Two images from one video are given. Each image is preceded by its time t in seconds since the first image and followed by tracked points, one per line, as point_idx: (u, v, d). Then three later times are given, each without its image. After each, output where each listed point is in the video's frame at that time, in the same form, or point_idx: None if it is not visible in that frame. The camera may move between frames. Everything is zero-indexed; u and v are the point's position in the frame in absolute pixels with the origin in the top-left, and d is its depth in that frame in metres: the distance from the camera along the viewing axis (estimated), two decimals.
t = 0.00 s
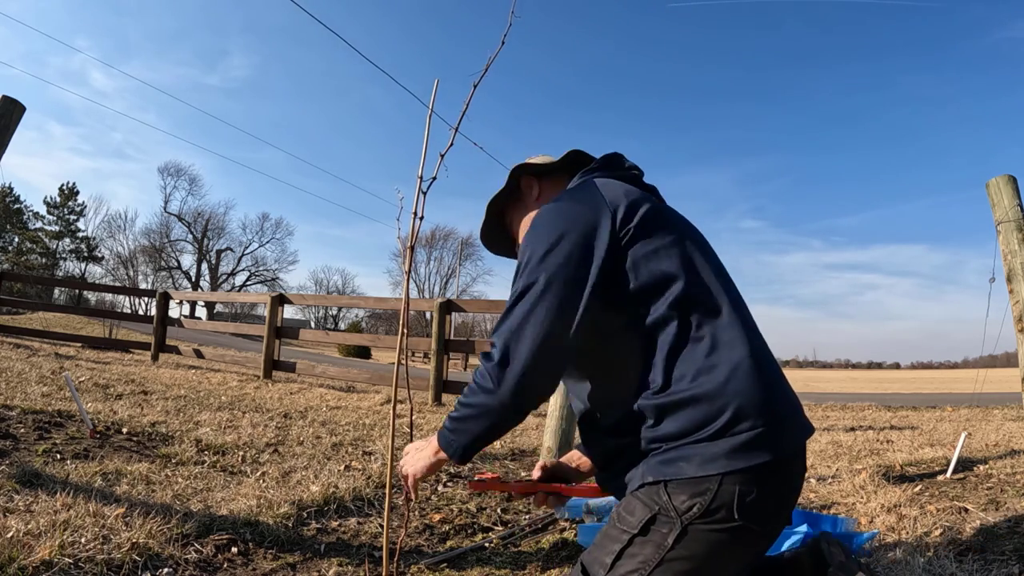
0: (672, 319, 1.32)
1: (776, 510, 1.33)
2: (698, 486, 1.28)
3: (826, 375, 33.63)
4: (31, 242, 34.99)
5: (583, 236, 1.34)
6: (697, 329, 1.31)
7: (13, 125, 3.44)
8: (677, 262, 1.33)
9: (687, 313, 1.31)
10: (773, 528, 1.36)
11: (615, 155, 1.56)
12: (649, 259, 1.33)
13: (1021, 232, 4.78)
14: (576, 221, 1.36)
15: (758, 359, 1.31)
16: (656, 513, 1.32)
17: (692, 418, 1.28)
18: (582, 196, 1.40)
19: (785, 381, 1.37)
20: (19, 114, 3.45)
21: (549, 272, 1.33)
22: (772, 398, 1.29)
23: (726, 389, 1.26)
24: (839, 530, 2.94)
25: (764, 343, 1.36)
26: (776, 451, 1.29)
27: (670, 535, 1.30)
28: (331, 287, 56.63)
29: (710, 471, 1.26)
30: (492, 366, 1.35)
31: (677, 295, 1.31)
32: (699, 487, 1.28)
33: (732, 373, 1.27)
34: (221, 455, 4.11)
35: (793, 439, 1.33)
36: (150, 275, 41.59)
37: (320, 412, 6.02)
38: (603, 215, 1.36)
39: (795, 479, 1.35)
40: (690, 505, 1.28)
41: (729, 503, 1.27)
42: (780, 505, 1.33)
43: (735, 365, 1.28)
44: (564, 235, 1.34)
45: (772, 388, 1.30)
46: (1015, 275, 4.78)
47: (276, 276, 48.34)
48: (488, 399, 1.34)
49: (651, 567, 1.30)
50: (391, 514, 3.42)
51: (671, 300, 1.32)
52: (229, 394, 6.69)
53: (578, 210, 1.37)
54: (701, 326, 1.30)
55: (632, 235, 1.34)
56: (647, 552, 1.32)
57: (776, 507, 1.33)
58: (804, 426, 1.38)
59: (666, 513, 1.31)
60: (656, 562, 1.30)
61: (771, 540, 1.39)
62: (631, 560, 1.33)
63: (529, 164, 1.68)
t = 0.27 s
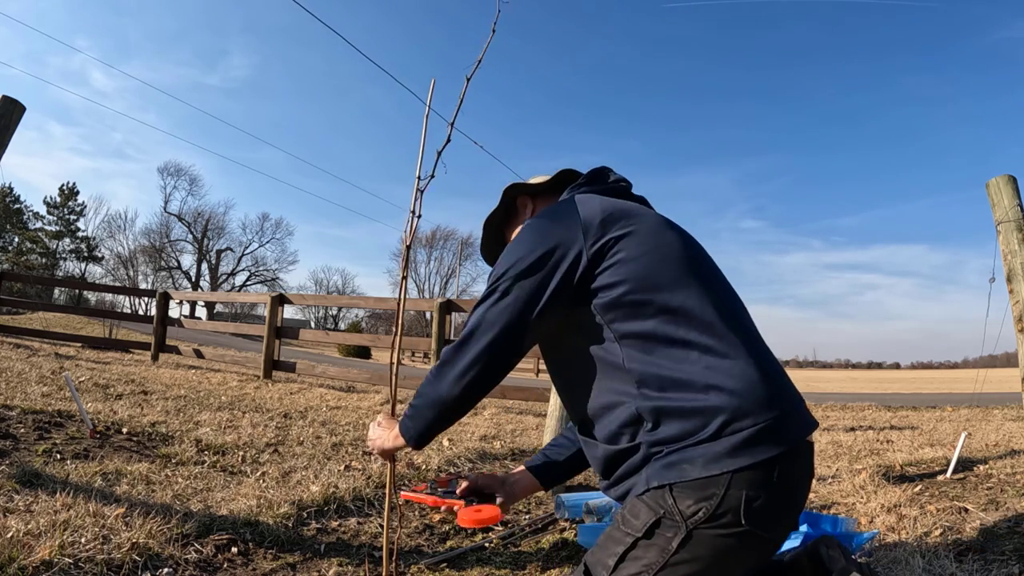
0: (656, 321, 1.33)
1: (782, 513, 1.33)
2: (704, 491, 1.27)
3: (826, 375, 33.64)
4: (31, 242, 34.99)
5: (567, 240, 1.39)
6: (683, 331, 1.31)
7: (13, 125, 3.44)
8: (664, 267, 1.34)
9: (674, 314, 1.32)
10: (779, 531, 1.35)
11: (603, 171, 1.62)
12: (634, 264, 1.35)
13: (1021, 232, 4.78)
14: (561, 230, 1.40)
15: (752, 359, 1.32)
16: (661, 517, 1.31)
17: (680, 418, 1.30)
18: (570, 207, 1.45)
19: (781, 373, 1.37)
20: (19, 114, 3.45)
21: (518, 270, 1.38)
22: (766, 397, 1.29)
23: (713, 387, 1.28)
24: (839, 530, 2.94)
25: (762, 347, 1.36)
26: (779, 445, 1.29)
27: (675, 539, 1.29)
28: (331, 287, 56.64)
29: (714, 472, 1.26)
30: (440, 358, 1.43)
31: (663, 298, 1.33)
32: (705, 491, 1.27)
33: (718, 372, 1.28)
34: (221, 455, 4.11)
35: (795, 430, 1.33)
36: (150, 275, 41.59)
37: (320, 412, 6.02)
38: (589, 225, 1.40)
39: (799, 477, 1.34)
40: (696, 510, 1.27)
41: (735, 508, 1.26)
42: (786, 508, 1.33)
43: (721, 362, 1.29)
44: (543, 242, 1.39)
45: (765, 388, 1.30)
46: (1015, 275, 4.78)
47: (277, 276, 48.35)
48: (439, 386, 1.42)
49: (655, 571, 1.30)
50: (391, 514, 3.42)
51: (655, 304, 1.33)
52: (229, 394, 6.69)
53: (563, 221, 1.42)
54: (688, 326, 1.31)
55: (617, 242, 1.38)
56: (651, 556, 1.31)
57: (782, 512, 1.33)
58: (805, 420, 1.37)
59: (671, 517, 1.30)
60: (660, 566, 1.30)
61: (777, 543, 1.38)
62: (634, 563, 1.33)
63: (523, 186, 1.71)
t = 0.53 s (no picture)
0: (642, 305, 1.34)
1: (768, 504, 1.33)
2: (688, 481, 1.27)
3: (826, 375, 33.66)
4: (31, 242, 34.99)
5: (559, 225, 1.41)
6: (668, 316, 1.32)
7: (13, 125, 3.44)
8: (652, 253, 1.35)
9: (660, 300, 1.33)
10: (766, 522, 1.35)
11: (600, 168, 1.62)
12: (622, 250, 1.36)
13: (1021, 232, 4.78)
14: (553, 215, 1.42)
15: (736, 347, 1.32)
16: (647, 511, 1.31)
17: (664, 403, 1.30)
18: (565, 194, 1.47)
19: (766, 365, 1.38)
20: (19, 114, 3.45)
21: (510, 251, 1.41)
22: (748, 384, 1.29)
23: (695, 372, 1.28)
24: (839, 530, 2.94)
25: (746, 337, 1.37)
26: (764, 431, 1.29)
27: (661, 532, 1.29)
28: (331, 287, 56.64)
29: (698, 460, 1.26)
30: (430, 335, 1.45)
31: (649, 284, 1.34)
32: (689, 482, 1.27)
33: (701, 358, 1.29)
34: (221, 455, 4.11)
35: (780, 422, 1.33)
36: (150, 275, 41.59)
37: (320, 412, 6.02)
38: (581, 211, 1.42)
39: (786, 467, 1.34)
40: (681, 501, 1.28)
41: (719, 498, 1.26)
42: (771, 498, 1.33)
43: (703, 349, 1.29)
44: (536, 224, 1.41)
45: (748, 376, 1.30)
46: (1015, 275, 4.78)
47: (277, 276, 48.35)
48: (425, 362, 1.44)
49: (643, 565, 1.29)
50: (391, 514, 3.42)
51: (641, 289, 1.34)
52: (229, 394, 6.69)
53: (556, 206, 1.44)
54: (673, 312, 1.32)
55: (606, 228, 1.39)
56: (638, 550, 1.31)
57: (768, 502, 1.32)
58: (790, 409, 1.37)
59: (657, 510, 1.30)
60: (648, 560, 1.29)
61: (766, 536, 1.37)
62: (623, 559, 1.32)
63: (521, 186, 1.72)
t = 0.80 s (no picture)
0: (633, 297, 1.35)
1: (760, 498, 1.32)
2: (678, 477, 1.27)
3: (826, 375, 33.66)
4: (31, 242, 34.98)
5: (555, 212, 1.42)
6: (657, 308, 1.33)
7: (13, 125, 3.44)
8: (643, 246, 1.36)
9: (651, 293, 1.34)
10: (759, 516, 1.34)
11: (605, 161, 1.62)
12: (616, 242, 1.37)
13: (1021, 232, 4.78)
14: (550, 202, 1.43)
15: (725, 342, 1.32)
16: (639, 508, 1.31)
17: (652, 395, 1.31)
18: (564, 184, 1.49)
19: (759, 361, 1.38)
20: (19, 114, 3.45)
21: (503, 229, 1.41)
22: (737, 378, 1.29)
23: (683, 365, 1.29)
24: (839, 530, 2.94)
25: (737, 332, 1.37)
26: (753, 425, 1.28)
27: (654, 528, 1.29)
28: (332, 287, 56.69)
29: (687, 455, 1.26)
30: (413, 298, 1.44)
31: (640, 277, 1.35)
32: (680, 477, 1.27)
33: (691, 351, 1.29)
34: (221, 455, 4.11)
35: (771, 416, 1.33)
36: (150, 275, 41.59)
37: (320, 412, 6.02)
38: (579, 201, 1.43)
39: (777, 458, 1.33)
40: (671, 497, 1.28)
41: (710, 493, 1.26)
42: (763, 491, 1.32)
43: (691, 342, 1.30)
44: (532, 209, 1.42)
45: (736, 370, 1.30)
46: (1015, 275, 4.78)
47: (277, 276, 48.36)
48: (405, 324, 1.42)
49: (638, 561, 1.29)
50: (391, 513, 3.42)
51: (632, 282, 1.35)
52: (229, 394, 6.69)
53: (554, 194, 1.45)
54: (663, 305, 1.32)
55: (601, 220, 1.40)
56: (632, 547, 1.31)
57: (760, 495, 1.32)
58: (781, 404, 1.37)
59: (649, 506, 1.30)
60: (643, 556, 1.29)
61: (760, 529, 1.37)
62: (617, 556, 1.32)
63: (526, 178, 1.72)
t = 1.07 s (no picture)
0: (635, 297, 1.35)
1: (761, 498, 1.32)
2: (680, 477, 1.27)
3: (826, 375, 33.67)
4: (31, 242, 34.98)
5: (559, 211, 1.42)
6: (658, 308, 1.33)
7: (13, 125, 3.44)
8: (646, 246, 1.36)
9: (653, 293, 1.34)
10: (760, 516, 1.34)
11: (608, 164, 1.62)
12: (618, 241, 1.38)
13: (1021, 232, 4.78)
14: (554, 202, 1.43)
15: (726, 342, 1.32)
16: (640, 508, 1.31)
17: (653, 395, 1.31)
18: (568, 184, 1.49)
19: (761, 363, 1.38)
20: (19, 114, 3.45)
21: (509, 233, 1.41)
22: (737, 378, 1.29)
23: (684, 365, 1.28)
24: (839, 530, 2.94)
25: (737, 332, 1.37)
26: (754, 425, 1.28)
27: (656, 528, 1.29)
28: (331, 287, 56.69)
29: (689, 454, 1.26)
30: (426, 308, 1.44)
31: (642, 277, 1.35)
32: (681, 477, 1.27)
33: (692, 351, 1.29)
34: (221, 455, 4.11)
35: (772, 417, 1.32)
36: (150, 275, 41.58)
37: (320, 412, 6.03)
38: (582, 201, 1.44)
39: (778, 460, 1.34)
40: (673, 497, 1.28)
41: (711, 492, 1.26)
42: (764, 491, 1.32)
43: (693, 343, 1.30)
44: (536, 210, 1.42)
45: (737, 371, 1.30)
46: (1015, 275, 4.77)
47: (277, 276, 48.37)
48: (419, 332, 1.42)
49: (639, 561, 1.29)
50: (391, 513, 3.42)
51: (634, 281, 1.36)
52: (229, 394, 6.69)
53: (558, 194, 1.45)
54: (664, 305, 1.33)
55: (604, 219, 1.41)
56: (634, 547, 1.31)
57: (761, 495, 1.32)
58: (782, 404, 1.37)
59: (650, 506, 1.30)
60: (644, 556, 1.29)
61: (760, 530, 1.37)
62: (618, 556, 1.32)
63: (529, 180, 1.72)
